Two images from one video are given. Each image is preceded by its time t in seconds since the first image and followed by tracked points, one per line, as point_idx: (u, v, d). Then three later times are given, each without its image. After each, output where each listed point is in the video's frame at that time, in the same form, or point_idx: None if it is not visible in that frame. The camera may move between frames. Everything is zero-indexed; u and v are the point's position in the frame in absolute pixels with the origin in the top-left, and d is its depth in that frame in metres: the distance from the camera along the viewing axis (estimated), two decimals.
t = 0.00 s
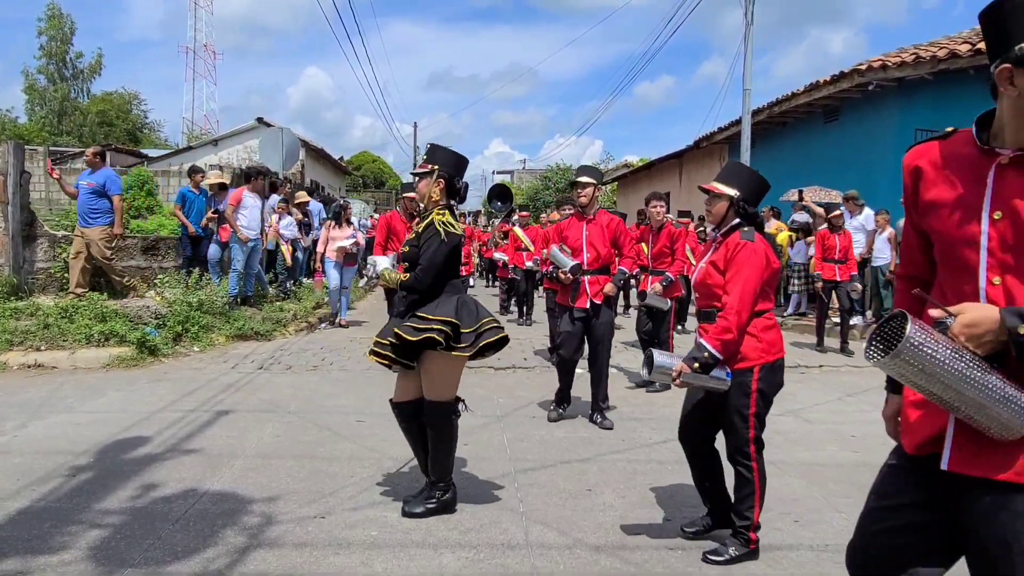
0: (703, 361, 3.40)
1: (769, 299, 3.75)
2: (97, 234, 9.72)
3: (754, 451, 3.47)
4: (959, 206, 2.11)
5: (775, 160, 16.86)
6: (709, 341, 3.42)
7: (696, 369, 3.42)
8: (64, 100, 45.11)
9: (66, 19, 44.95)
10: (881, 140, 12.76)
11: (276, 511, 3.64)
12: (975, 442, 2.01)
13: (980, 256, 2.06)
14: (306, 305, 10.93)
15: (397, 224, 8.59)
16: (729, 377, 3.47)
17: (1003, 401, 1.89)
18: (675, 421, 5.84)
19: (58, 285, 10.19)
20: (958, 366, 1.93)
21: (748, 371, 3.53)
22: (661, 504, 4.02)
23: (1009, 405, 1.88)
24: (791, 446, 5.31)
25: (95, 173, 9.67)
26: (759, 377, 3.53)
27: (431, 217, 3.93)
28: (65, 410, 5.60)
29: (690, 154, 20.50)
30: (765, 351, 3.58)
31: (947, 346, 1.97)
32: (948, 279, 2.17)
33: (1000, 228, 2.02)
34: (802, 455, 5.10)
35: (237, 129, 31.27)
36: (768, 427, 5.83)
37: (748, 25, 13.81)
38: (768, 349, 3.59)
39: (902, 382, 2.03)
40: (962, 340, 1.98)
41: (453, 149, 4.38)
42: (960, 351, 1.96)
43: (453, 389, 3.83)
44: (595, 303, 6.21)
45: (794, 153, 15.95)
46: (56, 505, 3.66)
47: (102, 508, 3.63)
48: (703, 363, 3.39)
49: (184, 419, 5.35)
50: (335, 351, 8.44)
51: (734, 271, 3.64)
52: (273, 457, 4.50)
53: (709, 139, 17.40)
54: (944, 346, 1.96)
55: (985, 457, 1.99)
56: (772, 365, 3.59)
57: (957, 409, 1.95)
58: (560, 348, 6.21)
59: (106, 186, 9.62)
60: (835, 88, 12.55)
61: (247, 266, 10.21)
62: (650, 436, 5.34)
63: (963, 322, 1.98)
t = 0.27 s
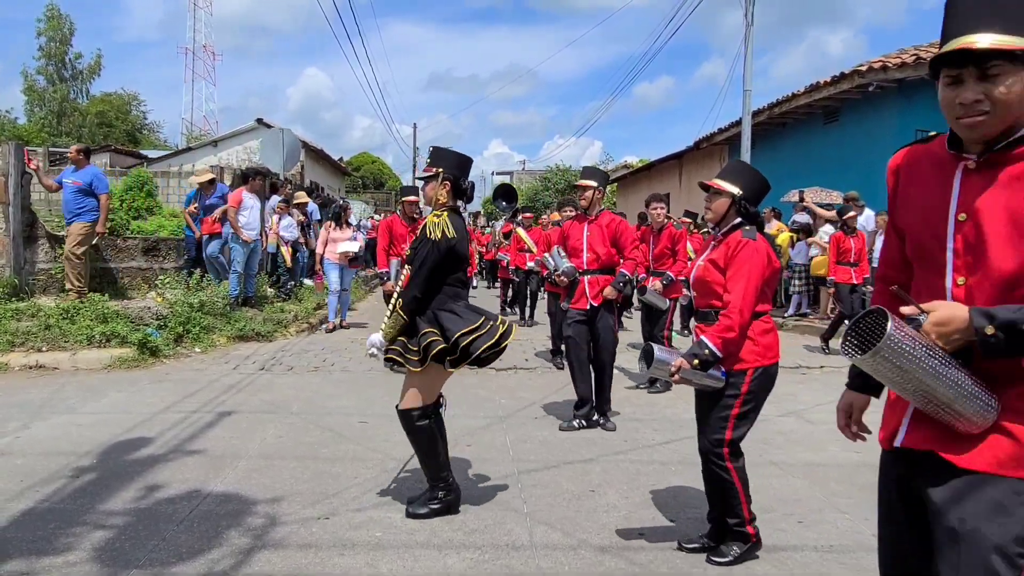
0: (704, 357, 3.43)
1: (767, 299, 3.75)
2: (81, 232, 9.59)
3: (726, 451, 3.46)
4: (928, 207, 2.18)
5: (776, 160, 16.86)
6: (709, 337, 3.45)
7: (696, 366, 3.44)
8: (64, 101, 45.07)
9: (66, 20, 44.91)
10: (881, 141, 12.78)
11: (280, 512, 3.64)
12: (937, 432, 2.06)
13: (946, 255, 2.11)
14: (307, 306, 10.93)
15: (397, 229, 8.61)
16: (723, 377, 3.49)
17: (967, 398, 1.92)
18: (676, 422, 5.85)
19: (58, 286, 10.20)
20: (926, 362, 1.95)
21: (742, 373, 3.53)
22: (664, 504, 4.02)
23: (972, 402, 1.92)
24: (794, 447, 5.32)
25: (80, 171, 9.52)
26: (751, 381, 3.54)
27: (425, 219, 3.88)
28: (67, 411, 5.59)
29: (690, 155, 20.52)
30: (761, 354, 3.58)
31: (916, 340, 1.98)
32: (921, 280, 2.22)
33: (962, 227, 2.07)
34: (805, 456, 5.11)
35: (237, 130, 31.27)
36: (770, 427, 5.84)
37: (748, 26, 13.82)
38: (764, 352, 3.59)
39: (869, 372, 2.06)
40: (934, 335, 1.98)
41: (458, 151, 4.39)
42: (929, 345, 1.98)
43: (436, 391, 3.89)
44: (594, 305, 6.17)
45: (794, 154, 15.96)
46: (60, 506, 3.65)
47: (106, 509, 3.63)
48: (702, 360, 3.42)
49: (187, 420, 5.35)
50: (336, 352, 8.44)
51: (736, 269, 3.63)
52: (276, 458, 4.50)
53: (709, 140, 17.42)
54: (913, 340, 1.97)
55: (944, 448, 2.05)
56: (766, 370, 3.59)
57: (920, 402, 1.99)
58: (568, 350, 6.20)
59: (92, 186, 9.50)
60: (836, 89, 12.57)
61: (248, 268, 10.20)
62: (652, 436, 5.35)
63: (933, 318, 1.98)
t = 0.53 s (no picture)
0: (702, 354, 3.42)
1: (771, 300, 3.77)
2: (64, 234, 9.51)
3: (725, 457, 3.44)
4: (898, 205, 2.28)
5: (776, 161, 16.86)
6: (711, 335, 3.44)
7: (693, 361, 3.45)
8: (63, 102, 45.07)
9: (65, 20, 44.82)
10: (881, 142, 12.82)
11: (282, 513, 3.64)
12: (889, 423, 2.19)
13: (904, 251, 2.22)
14: (307, 307, 10.91)
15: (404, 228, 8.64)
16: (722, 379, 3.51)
17: (910, 386, 2.05)
18: (678, 423, 5.85)
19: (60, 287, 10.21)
20: (872, 347, 2.12)
21: (740, 375, 3.52)
22: (667, 505, 4.03)
23: (914, 390, 2.04)
24: (796, 447, 5.33)
25: (69, 171, 9.51)
26: (747, 384, 3.51)
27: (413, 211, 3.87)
28: (69, 413, 5.59)
29: (691, 156, 20.53)
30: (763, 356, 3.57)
31: (868, 325, 2.15)
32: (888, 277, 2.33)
33: (917, 223, 2.18)
34: (807, 456, 5.12)
35: (237, 130, 31.27)
36: (771, 428, 5.85)
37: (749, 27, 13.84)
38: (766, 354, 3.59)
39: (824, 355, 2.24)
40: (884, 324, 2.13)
41: (461, 154, 4.40)
42: (879, 332, 2.14)
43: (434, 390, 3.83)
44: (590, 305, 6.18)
45: (795, 155, 15.98)
46: (62, 508, 3.65)
47: (109, 511, 3.63)
48: (700, 356, 3.42)
49: (188, 421, 5.36)
50: (337, 353, 8.44)
51: (738, 270, 3.65)
52: (278, 459, 4.50)
53: (710, 140, 17.44)
54: (863, 325, 2.14)
55: (897, 438, 2.15)
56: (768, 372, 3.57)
57: (867, 389, 2.14)
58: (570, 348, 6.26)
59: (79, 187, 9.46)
60: (836, 90, 12.59)
61: (247, 269, 10.19)
62: (654, 437, 5.35)
63: (882, 308, 2.11)
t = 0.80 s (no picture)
0: (693, 364, 3.33)
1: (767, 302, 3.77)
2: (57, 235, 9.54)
3: (750, 466, 3.43)
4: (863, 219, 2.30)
5: (777, 162, 16.86)
6: (699, 344, 3.35)
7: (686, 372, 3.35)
8: (63, 102, 45.07)
9: (64, 20, 44.75)
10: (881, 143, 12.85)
11: (282, 515, 3.64)
12: (862, 445, 2.15)
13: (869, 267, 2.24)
14: (307, 307, 10.91)
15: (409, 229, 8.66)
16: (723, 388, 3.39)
17: (860, 403, 2.05)
18: (678, 424, 5.86)
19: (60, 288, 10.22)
20: (821, 369, 2.16)
21: (742, 381, 3.44)
22: (667, 506, 4.02)
23: (864, 406, 2.04)
24: (796, 448, 5.33)
25: (58, 171, 9.51)
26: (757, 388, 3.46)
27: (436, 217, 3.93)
28: (68, 413, 5.58)
29: (691, 156, 20.54)
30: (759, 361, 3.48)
31: (817, 351, 2.21)
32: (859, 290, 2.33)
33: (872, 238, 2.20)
34: (807, 457, 5.12)
35: (237, 130, 31.26)
36: (771, 429, 5.86)
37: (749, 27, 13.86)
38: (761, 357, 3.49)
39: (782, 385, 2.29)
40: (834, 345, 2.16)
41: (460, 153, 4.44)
42: (830, 355, 2.18)
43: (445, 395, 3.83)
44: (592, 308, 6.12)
45: (795, 155, 15.99)
46: (62, 509, 3.65)
47: (109, 512, 3.62)
48: (693, 367, 3.32)
49: (188, 422, 5.35)
50: (337, 353, 8.44)
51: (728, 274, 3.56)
52: (278, 460, 4.50)
53: (710, 141, 17.45)
54: (810, 349, 2.21)
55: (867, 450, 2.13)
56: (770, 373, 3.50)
57: (823, 411, 2.15)
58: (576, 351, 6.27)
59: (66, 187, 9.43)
60: (836, 90, 12.63)
61: (247, 269, 10.19)
62: (654, 438, 5.35)
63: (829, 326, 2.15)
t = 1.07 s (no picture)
0: (685, 364, 3.29)
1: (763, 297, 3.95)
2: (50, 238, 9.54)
3: (742, 471, 3.39)
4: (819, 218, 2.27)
5: (778, 163, 16.86)
6: (695, 345, 3.30)
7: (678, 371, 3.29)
8: (64, 102, 45.11)
9: (65, 20, 44.71)
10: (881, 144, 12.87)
11: (281, 519, 3.63)
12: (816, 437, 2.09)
13: (821, 262, 2.21)
14: (307, 308, 10.92)
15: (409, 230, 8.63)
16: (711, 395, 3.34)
17: (814, 395, 2.03)
18: (678, 426, 5.85)
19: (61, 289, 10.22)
20: (780, 357, 2.09)
21: (734, 386, 3.39)
22: (665, 509, 4.02)
23: (818, 399, 2.02)
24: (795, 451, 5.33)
25: (49, 172, 9.45)
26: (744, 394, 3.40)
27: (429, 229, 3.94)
28: (68, 415, 5.58)
29: (691, 156, 20.55)
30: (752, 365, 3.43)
31: (775, 334, 2.14)
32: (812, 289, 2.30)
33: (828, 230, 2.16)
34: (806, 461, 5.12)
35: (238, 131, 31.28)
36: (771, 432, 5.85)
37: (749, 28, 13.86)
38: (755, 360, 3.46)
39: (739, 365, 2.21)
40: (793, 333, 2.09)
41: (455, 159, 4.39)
42: (789, 341, 2.11)
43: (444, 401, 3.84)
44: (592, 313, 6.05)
45: (796, 156, 15.99)
46: (61, 512, 3.65)
47: (108, 516, 3.62)
48: (683, 365, 3.28)
49: (188, 424, 5.35)
50: (338, 355, 8.44)
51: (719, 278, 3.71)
52: (277, 463, 4.49)
53: (710, 141, 17.45)
54: (777, 335, 2.12)
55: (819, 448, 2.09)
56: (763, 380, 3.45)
57: (773, 395, 2.12)
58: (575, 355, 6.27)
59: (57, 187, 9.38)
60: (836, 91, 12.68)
61: (246, 270, 10.19)
62: (654, 441, 5.35)
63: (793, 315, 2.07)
